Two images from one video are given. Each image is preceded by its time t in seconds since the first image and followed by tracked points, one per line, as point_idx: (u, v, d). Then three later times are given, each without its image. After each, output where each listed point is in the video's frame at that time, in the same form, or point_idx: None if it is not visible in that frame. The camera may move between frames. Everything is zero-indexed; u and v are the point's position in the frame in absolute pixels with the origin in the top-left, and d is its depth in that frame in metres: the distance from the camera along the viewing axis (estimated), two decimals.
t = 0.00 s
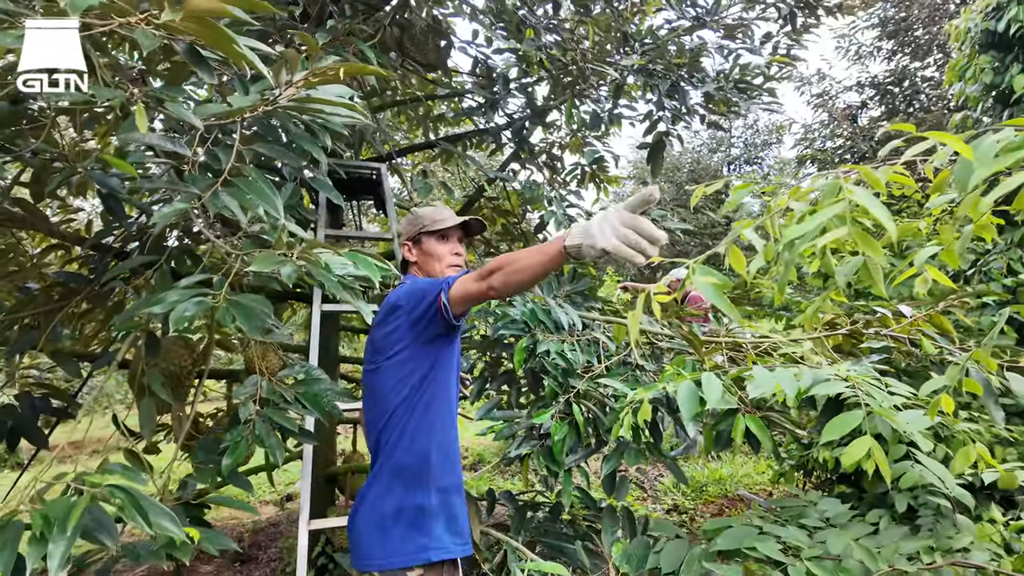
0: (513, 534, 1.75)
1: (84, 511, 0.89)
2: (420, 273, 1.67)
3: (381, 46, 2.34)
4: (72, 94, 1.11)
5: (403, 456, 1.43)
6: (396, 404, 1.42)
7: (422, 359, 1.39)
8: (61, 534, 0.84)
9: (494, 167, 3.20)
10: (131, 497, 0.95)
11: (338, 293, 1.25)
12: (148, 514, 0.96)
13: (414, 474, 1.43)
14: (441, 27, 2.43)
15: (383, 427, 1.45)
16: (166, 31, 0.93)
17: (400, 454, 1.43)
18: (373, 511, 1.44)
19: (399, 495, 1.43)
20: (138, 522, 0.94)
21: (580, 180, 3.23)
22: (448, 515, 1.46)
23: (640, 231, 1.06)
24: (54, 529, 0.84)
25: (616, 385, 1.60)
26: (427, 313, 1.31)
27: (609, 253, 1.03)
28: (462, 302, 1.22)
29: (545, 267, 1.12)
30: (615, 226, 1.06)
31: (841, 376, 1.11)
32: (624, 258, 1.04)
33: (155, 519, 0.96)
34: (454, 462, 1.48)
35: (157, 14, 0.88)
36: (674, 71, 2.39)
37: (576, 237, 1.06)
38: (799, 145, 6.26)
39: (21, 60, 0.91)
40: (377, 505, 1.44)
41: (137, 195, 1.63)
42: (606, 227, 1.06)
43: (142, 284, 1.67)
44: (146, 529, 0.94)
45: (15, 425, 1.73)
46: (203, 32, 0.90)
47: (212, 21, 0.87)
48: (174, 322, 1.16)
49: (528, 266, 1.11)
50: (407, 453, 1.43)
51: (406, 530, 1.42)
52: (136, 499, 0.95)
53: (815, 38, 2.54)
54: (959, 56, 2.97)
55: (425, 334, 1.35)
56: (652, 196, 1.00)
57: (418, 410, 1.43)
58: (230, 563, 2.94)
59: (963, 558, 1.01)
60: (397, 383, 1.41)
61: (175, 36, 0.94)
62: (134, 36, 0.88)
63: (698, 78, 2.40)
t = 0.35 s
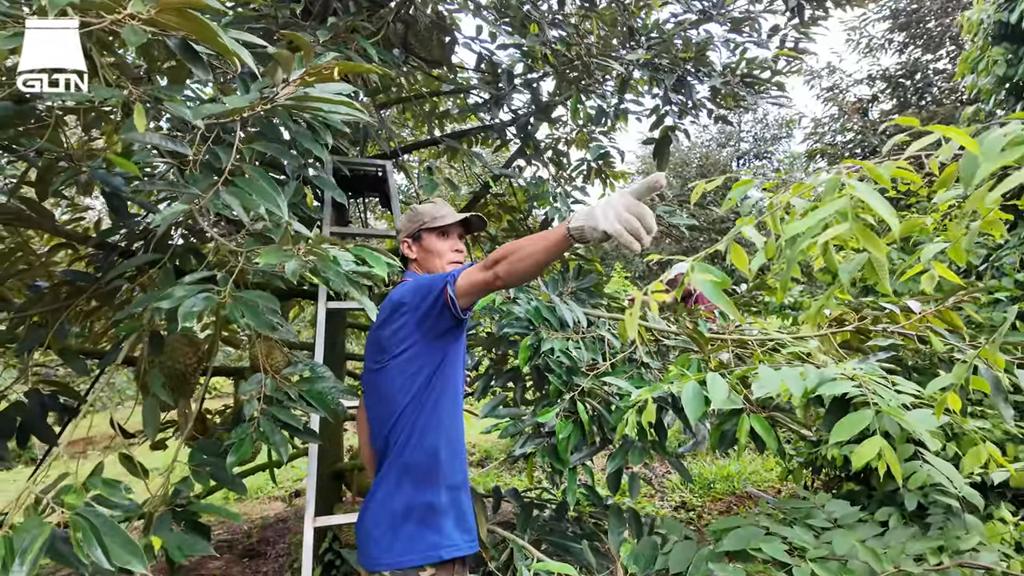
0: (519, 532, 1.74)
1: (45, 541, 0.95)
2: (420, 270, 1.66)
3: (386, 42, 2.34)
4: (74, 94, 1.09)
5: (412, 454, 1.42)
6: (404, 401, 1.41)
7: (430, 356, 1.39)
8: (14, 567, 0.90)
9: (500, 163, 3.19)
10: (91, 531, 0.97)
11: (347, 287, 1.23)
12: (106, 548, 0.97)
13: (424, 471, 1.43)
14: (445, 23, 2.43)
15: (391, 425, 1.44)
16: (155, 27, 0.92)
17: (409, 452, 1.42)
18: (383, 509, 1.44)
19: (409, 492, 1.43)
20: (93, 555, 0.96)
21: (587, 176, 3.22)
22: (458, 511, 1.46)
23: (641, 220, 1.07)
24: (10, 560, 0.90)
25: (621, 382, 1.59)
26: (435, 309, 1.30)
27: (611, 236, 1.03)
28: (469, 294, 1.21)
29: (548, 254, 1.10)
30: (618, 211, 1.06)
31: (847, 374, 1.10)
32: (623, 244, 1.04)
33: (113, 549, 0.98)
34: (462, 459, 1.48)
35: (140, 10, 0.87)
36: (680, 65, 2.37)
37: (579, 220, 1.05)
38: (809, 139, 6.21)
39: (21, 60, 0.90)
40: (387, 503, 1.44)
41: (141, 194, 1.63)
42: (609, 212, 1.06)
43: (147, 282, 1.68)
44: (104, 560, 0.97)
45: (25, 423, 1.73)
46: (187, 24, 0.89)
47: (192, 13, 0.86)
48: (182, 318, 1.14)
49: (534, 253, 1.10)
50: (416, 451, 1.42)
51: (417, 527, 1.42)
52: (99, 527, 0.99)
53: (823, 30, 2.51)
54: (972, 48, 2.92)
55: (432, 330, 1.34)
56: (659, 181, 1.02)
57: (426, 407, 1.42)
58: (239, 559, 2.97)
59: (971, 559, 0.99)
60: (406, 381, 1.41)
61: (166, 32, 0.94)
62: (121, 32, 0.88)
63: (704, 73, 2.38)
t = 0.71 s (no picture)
0: (533, 539, 1.70)
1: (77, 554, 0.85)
2: (436, 269, 1.61)
3: (394, 37, 2.29)
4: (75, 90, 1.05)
5: (428, 462, 1.39)
6: (420, 408, 1.38)
7: (445, 361, 1.35)
8: None
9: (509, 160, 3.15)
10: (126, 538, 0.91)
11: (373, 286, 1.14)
12: (142, 556, 0.91)
13: (440, 481, 1.39)
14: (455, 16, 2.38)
15: (406, 432, 1.40)
16: (156, 14, 0.87)
17: (425, 461, 1.39)
18: (399, 522, 1.40)
19: (426, 503, 1.39)
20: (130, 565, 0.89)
21: (597, 173, 3.17)
22: (476, 522, 1.43)
23: (671, 203, 1.04)
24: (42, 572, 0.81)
25: (639, 386, 1.54)
26: (449, 312, 1.26)
27: (640, 223, 1.01)
28: (485, 293, 1.17)
29: (572, 245, 1.07)
30: (647, 195, 1.03)
31: (882, 380, 1.05)
32: (653, 230, 1.02)
33: (149, 562, 0.91)
34: (478, 467, 1.44)
35: None
36: (695, 59, 2.32)
37: (606, 207, 1.02)
38: (821, 134, 6.12)
39: (21, 61, 0.88)
40: (403, 515, 1.40)
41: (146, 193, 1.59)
42: (637, 197, 1.03)
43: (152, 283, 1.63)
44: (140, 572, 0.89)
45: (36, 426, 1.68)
46: (194, 13, 0.84)
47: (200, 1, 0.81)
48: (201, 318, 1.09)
49: (556, 245, 1.07)
50: (432, 460, 1.39)
51: (434, 539, 1.38)
52: (133, 540, 0.91)
53: (842, 22, 2.44)
54: (993, 39, 2.85)
55: (447, 334, 1.30)
56: (691, 161, 0.98)
57: (442, 413, 1.38)
58: (247, 561, 2.93)
59: None
60: (420, 387, 1.37)
61: (170, 19, 0.88)
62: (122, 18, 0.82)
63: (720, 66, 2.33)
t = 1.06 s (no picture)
0: (543, 544, 1.66)
1: (97, 532, 0.83)
2: (452, 268, 1.57)
3: (401, 34, 2.27)
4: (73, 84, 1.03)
5: (441, 468, 1.36)
6: (432, 412, 1.35)
7: (458, 364, 1.32)
8: (67, 561, 0.79)
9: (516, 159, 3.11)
10: (145, 516, 0.88)
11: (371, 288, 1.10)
12: (164, 532, 0.88)
13: (453, 487, 1.36)
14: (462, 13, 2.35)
15: (418, 438, 1.38)
16: (158, 6, 0.83)
17: (439, 467, 1.36)
18: (412, 529, 1.37)
19: (439, 510, 1.36)
20: (151, 543, 0.86)
21: (605, 171, 3.13)
22: (490, 529, 1.40)
23: (694, 202, 1.00)
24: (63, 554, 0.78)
25: (652, 389, 1.51)
26: (462, 314, 1.23)
27: (655, 220, 0.97)
28: (500, 293, 1.14)
29: (587, 244, 1.05)
30: (665, 192, 1.00)
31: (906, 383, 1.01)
32: (668, 229, 0.97)
33: (171, 538, 0.88)
34: (492, 473, 1.41)
35: None
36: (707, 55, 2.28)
37: (622, 204, 1.00)
38: (830, 132, 6.06)
39: (21, 61, 0.86)
40: (416, 522, 1.37)
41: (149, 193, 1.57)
42: (654, 193, 1.00)
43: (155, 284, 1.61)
44: (163, 548, 0.87)
45: (38, 429, 1.66)
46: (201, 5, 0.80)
47: None
48: (188, 323, 1.08)
49: (572, 244, 1.05)
50: (445, 465, 1.36)
51: (448, 547, 1.35)
52: (152, 516, 0.89)
53: (856, 16, 2.39)
54: (1010, 33, 2.79)
55: (460, 337, 1.27)
56: (712, 158, 0.94)
57: (455, 418, 1.36)
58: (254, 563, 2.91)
59: None
60: (433, 391, 1.34)
61: (171, 12, 0.85)
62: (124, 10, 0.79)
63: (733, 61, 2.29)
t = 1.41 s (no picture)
0: (545, 543, 1.66)
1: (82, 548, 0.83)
2: (443, 269, 1.58)
3: (402, 32, 2.26)
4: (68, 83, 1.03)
5: (443, 466, 1.36)
6: (434, 411, 1.35)
7: (459, 362, 1.31)
8: None
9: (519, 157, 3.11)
10: (130, 533, 0.87)
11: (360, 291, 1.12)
12: (148, 550, 0.87)
13: (455, 485, 1.36)
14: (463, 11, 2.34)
15: (420, 436, 1.37)
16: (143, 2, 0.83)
17: (440, 465, 1.36)
18: (414, 528, 1.37)
19: (441, 508, 1.36)
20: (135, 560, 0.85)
21: (608, 169, 3.13)
22: (492, 526, 1.40)
23: (686, 206, 1.00)
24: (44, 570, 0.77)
25: (653, 387, 1.50)
26: (463, 312, 1.22)
27: (648, 220, 0.97)
28: (499, 292, 1.13)
29: (586, 244, 1.04)
30: (661, 192, 1.00)
31: (906, 383, 1.00)
32: (660, 230, 0.97)
33: (156, 555, 0.87)
34: (493, 471, 1.41)
35: None
36: (709, 52, 2.27)
37: (619, 202, 1.00)
38: (835, 129, 6.03)
39: (21, 62, 0.87)
40: (417, 520, 1.37)
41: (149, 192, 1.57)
42: (651, 193, 1.00)
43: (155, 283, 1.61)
44: (146, 566, 0.86)
45: (39, 427, 1.67)
46: None
47: None
48: (182, 327, 1.10)
49: (568, 244, 1.05)
50: (447, 464, 1.35)
51: (450, 545, 1.35)
52: (139, 532, 0.88)
53: (860, 12, 2.38)
54: (1017, 29, 2.77)
55: (461, 335, 1.27)
56: (708, 161, 0.94)
57: (456, 417, 1.35)
58: (257, 562, 2.92)
59: None
60: (435, 389, 1.34)
61: (158, 9, 0.85)
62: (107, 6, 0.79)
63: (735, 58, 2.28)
